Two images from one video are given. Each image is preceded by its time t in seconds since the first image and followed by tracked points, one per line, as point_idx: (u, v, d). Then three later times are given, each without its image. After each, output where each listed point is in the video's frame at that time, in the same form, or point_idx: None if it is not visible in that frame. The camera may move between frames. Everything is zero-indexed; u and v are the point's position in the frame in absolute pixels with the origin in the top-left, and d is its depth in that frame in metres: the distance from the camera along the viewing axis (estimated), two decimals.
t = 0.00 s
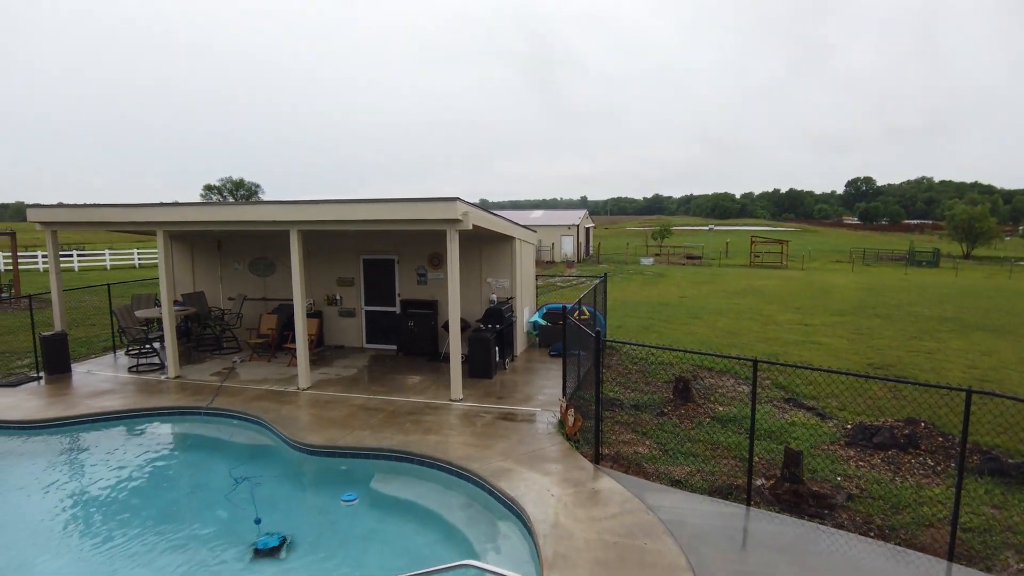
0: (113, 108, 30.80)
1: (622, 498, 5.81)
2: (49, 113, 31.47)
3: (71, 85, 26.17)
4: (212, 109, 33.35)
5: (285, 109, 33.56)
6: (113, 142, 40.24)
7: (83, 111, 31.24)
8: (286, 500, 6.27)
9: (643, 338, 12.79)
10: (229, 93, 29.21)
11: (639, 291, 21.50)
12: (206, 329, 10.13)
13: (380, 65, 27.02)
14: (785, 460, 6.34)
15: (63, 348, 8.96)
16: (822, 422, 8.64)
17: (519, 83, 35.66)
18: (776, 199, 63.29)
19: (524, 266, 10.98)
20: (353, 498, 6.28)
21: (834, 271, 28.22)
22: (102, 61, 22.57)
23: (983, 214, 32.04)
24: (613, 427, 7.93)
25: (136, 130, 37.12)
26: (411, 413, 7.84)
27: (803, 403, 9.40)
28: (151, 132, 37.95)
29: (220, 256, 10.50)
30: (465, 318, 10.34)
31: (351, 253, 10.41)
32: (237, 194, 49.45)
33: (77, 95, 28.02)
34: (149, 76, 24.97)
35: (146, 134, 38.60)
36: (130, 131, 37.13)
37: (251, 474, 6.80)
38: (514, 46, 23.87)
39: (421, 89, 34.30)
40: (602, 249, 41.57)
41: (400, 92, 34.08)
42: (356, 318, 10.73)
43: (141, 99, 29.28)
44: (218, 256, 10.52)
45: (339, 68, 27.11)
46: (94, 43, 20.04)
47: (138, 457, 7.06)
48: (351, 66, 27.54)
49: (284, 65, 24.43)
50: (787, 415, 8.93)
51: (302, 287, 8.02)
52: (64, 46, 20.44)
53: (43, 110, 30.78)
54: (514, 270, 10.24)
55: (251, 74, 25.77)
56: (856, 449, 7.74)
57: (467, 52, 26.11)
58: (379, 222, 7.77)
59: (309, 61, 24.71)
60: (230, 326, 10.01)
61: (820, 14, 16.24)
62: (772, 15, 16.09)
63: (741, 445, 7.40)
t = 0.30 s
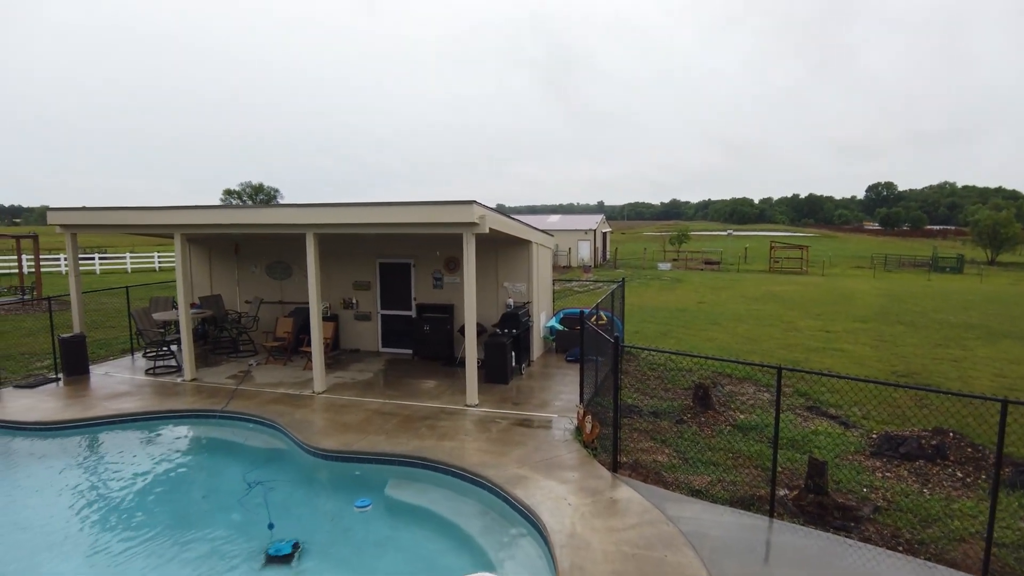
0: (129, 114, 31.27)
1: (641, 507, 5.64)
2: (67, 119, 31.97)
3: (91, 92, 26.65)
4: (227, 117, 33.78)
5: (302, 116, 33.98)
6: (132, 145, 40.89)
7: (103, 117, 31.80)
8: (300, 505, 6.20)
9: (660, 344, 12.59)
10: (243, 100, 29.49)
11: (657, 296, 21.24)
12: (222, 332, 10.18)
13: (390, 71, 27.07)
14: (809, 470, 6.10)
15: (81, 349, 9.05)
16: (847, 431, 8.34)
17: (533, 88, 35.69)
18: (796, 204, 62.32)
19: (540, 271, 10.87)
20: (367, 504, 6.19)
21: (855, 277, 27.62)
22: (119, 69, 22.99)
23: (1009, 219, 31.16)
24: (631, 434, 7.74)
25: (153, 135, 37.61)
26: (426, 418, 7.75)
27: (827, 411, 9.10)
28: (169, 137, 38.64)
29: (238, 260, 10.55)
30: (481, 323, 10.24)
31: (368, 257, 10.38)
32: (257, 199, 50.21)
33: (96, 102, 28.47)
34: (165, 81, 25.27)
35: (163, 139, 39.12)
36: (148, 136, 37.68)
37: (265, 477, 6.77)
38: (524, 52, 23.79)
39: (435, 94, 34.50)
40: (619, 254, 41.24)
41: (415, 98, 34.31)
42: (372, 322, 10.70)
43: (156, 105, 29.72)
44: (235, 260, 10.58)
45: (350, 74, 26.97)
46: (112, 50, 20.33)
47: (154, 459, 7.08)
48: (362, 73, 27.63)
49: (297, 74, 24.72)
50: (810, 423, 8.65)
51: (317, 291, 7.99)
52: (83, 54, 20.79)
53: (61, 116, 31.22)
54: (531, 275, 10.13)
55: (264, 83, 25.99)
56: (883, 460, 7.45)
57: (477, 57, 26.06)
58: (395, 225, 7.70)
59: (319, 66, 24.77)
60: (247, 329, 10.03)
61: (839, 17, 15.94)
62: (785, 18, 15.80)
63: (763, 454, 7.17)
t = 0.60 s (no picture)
0: (129, 113, 31.72)
1: (662, 514, 5.49)
2: (68, 120, 32.86)
3: (91, 92, 27.22)
4: (225, 118, 34.05)
5: (303, 116, 34.19)
6: (134, 146, 41.83)
7: (105, 117, 32.41)
8: (316, 507, 6.17)
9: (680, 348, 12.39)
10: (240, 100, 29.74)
11: (676, 300, 21.01)
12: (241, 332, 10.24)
13: (390, 71, 27.03)
14: (834, 477, 5.89)
15: (102, 349, 9.15)
16: (873, 437, 8.07)
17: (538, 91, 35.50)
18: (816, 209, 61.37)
19: (559, 273, 10.75)
20: (383, 506, 6.13)
21: (878, 281, 27.04)
22: (114, 67, 23.35)
23: None
24: (651, 439, 7.59)
25: (166, 136, 38.28)
26: (442, 421, 7.68)
27: (851, 417, 8.84)
28: (171, 135, 39.13)
29: (258, 261, 10.62)
30: (499, 325, 10.16)
31: (387, 258, 10.38)
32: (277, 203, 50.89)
33: (95, 100, 28.91)
34: (169, 85, 25.98)
35: (162, 138, 39.75)
36: (157, 136, 38.29)
37: (283, 478, 6.76)
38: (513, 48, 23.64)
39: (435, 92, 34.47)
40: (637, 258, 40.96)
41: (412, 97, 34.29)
42: (390, 323, 10.68)
43: (154, 104, 30.14)
44: (255, 261, 10.65)
45: (348, 74, 26.94)
46: (118, 49, 20.63)
47: (173, 458, 7.14)
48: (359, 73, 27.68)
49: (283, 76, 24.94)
50: (834, 429, 8.40)
51: (336, 291, 7.98)
52: (73, 51, 21.03)
53: (61, 115, 31.83)
54: (549, 277, 10.02)
55: (256, 82, 26.14)
56: (910, 467, 7.19)
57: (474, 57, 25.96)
58: (412, 225, 7.64)
59: (319, 66, 24.81)
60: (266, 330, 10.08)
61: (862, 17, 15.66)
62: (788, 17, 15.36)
63: (786, 460, 6.96)
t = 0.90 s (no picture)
0: (129, 114, 30.75)
1: (705, 519, 5.36)
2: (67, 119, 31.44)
3: (91, 92, 26.41)
4: (225, 118, 33.25)
5: (315, 113, 33.71)
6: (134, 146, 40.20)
7: (104, 117, 31.03)
8: (356, 502, 6.22)
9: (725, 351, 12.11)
10: (240, 99, 29.38)
11: (719, 303, 20.57)
12: (286, 330, 10.46)
13: (402, 70, 26.74)
14: (887, 485, 5.64)
15: (153, 345, 9.47)
16: (929, 447, 7.71)
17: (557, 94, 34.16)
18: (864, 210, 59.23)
19: (600, 274, 10.63)
20: (421, 504, 6.14)
21: (932, 285, 25.86)
22: (110, 64, 22.68)
23: None
24: (694, 443, 7.43)
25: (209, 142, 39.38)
26: (481, 420, 7.68)
27: (905, 426, 8.46)
28: (169, 137, 37.42)
29: (302, 261, 10.83)
30: (539, 325, 10.12)
31: (427, 258, 10.46)
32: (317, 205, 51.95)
33: (94, 100, 27.93)
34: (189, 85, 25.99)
35: (163, 138, 38.09)
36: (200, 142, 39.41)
37: (324, 473, 6.86)
38: (516, 41, 22.23)
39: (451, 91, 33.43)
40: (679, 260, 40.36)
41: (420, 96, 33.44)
42: (430, 323, 10.76)
43: (153, 104, 29.09)
44: (299, 260, 10.87)
45: (376, 73, 27.18)
46: (165, 55, 21.25)
47: (219, 452, 7.31)
48: (366, 72, 26.74)
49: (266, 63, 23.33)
50: (887, 438, 8.06)
51: (377, 289, 8.07)
52: (63, 48, 20.42)
53: (61, 115, 30.62)
54: (590, 277, 9.93)
55: (257, 74, 25.24)
56: (968, 478, 6.83)
57: (485, 53, 24.88)
58: (453, 225, 7.66)
59: (348, 66, 25.10)
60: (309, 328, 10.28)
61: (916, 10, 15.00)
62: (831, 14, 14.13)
63: (835, 468, 6.72)
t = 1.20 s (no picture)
0: (130, 114, 29.44)
1: (761, 525, 5.24)
2: (66, 119, 30.19)
3: (90, 91, 25.28)
4: (226, 119, 31.42)
5: (323, 112, 32.68)
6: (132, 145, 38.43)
7: (102, 117, 29.81)
8: (407, 496, 6.34)
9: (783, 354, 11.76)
10: (240, 99, 27.64)
11: (777, 306, 19.92)
12: (341, 326, 10.75)
13: (403, 68, 26.02)
14: (956, 497, 5.37)
15: (215, 338, 9.89)
16: (1004, 459, 7.28)
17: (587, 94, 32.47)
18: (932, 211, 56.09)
19: (653, 274, 10.50)
20: (470, 500, 6.21)
21: (1009, 290, 24.24)
22: (89, 64, 21.56)
23: None
24: (749, 447, 7.28)
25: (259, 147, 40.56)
26: (531, 418, 7.71)
27: (979, 436, 8.02)
28: (168, 137, 35.81)
29: (357, 259, 11.12)
30: (590, 325, 10.09)
31: (479, 257, 10.58)
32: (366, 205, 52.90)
33: (93, 100, 26.70)
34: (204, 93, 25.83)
35: (161, 138, 36.32)
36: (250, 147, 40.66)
37: (376, 466, 7.03)
38: (537, 31, 20.30)
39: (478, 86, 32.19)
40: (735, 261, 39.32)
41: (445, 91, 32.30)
42: (481, 321, 10.87)
43: (152, 103, 27.45)
44: (355, 258, 11.16)
45: (418, 72, 27.19)
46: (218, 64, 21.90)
47: (275, 442, 7.59)
48: (386, 68, 25.62)
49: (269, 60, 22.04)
50: (957, 448, 7.66)
51: (430, 287, 8.21)
52: (66, 48, 19.48)
53: (61, 115, 29.44)
54: (643, 277, 9.83)
55: (259, 74, 23.90)
56: None
57: (506, 47, 23.40)
58: (505, 223, 7.72)
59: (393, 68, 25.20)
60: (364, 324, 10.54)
61: None
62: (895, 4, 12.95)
63: (899, 478, 6.45)
